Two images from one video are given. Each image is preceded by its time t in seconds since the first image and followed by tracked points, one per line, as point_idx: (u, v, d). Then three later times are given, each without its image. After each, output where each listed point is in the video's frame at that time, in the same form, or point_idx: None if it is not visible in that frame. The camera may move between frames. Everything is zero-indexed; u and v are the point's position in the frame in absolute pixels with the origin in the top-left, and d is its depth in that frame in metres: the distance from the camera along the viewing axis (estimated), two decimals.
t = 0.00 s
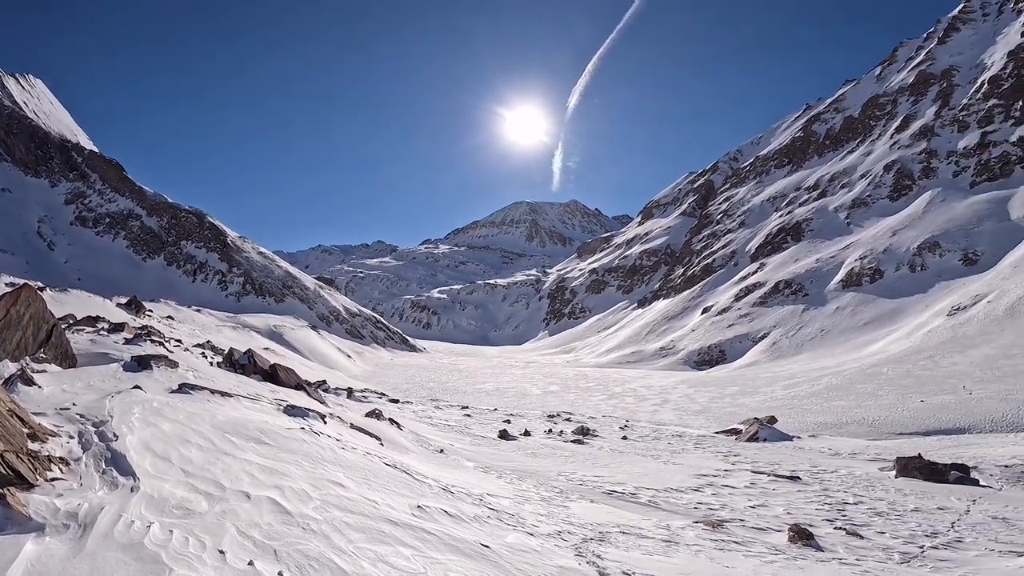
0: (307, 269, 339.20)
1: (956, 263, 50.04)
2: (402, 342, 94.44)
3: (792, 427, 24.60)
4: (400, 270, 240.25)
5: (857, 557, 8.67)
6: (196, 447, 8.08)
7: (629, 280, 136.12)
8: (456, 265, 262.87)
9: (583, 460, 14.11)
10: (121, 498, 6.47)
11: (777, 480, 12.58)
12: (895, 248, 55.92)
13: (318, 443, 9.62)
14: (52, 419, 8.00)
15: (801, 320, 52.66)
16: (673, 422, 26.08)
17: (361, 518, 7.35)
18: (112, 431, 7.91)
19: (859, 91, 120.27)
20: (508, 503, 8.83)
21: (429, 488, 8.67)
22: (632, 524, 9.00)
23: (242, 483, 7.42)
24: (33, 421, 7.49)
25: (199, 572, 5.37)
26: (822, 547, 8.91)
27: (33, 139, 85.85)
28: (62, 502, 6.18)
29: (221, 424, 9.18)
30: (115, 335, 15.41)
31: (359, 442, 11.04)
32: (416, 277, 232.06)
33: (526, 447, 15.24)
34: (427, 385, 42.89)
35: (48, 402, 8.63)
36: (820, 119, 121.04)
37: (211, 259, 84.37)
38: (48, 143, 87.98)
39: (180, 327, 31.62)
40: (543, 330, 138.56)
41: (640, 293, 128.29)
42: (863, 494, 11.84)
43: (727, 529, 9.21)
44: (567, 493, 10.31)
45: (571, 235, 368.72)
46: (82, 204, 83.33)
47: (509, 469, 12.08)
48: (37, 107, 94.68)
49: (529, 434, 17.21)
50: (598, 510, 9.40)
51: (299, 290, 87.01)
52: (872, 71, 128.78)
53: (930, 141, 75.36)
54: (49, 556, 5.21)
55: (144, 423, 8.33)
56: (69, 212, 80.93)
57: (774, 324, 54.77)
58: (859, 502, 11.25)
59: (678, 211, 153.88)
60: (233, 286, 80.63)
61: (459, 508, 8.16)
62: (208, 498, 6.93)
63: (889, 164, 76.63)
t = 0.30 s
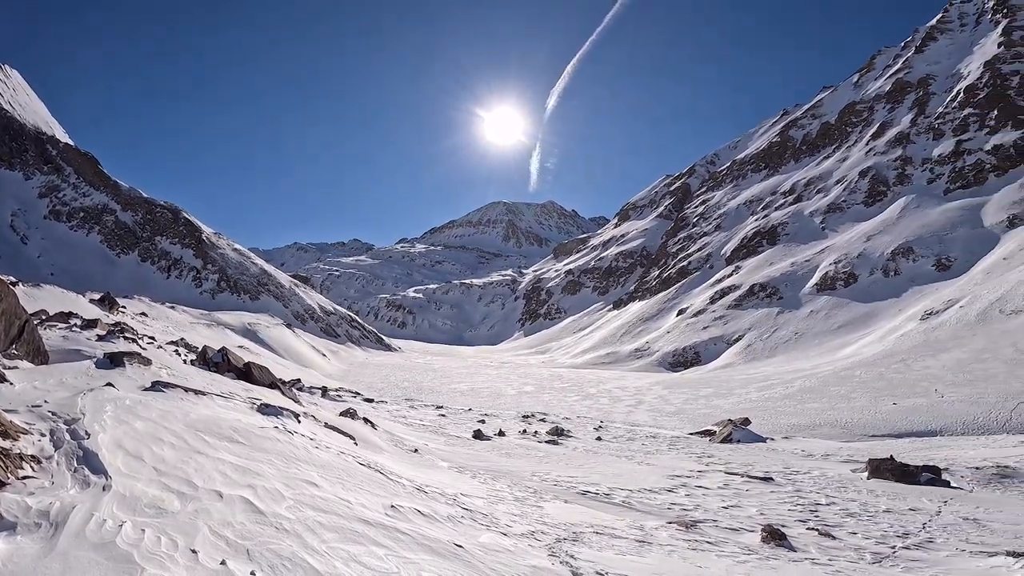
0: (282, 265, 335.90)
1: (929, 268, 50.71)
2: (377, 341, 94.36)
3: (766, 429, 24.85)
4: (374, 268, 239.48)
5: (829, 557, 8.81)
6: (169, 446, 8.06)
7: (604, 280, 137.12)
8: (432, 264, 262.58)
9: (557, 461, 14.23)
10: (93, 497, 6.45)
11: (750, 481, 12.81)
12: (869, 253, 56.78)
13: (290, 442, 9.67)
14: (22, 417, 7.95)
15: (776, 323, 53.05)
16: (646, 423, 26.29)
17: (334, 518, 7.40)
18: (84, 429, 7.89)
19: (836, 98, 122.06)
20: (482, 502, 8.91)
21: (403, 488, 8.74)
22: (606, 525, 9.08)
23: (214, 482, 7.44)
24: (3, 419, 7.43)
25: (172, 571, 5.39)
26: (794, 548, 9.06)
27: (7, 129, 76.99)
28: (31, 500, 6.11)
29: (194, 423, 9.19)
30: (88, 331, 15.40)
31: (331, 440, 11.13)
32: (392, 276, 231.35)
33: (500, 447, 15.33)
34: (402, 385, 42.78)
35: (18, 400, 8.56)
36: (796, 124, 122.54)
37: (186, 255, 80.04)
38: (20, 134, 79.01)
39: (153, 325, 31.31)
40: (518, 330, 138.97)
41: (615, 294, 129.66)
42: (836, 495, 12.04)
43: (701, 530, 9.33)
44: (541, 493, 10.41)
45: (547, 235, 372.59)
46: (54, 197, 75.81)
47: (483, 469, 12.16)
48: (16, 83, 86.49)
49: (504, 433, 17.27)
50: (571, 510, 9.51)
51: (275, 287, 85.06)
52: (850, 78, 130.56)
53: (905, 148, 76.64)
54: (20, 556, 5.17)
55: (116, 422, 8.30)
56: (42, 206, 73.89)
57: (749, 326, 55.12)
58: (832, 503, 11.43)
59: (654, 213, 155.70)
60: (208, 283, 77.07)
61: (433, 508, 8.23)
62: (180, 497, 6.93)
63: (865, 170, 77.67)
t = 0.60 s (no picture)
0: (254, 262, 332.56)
1: (903, 273, 51.45)
2: (351, 340, 94.30)
3: (740, 431, 25.11)
4: (350, 267, 238.04)
5: (802, 557, 8.95)
6: (142, 446, 8.07)
7: (580, 282, 138.14)
8: (407, 263, 262.52)
9: (531, 461, 14.33)
10: (65, 496, 6.42)
11: (723, 483, 12.98)
12: (844, 258, 57.56)
13: (264, 442, 9.72)
14: None
15: (750, 326, 53.43)
16: (620, 424, 26.52)
17: (308, 518, 7.45)
18: (56, 427, 7.85)
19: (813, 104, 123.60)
20: (456, 503, 8.99)
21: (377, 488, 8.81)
22: (581, 525, 9.18)
23: (187, 482, 7.46)
24: None
25: (144, 571, 5.38)
26: (768, 548, 9.19)
27: None
28: (2, 500, 6.08)
29: (167, 423, 9.20)
30: (61, 328, 15.21)
31: (304, 440, 11.20)
32: (367, 275, 231.13)
33: (475, 447, 15.39)
34: (376, 384, 42.71)
35: None
36: (774, 130, 123.80)
37: (160, 251, 79.04)
38: None
39: (126, 322, 31.20)
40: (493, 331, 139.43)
41: (591, 295, 130.83)
42: (808, 496, 12.24)
43: (674, 530, 9.45)
44: (516, 494, 10.50)
45: (523, 236, 376.30)
46: (26, 191, 72.47)
47: (457, 470, 12.24)
48: None
49: (479, 434, 17.32)
50: (545, 510, 9.61)
51: (249, 285, 84.60)
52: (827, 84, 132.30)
53: (880, 154, 77.84)
54: None
55: (89, 421, 8.29)
56: (14, 200, 70.58)
57: (723, 328, 55.55)
58: (804, 504, 11.62)
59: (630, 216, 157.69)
60: (182, 280, 76.64)
61: (407, 508, 8.32)
62: (153, 496, 6.94)
63: (840, 175, 78.70)
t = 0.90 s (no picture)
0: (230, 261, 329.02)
1: (876, 277, 52.16)
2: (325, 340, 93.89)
3: (714, 432, 25.35)
4: (325, 266, 236.03)
5: (775, 557, 9.07)
6: (115, 446, 8.07)
7: (555, 283, 138.96)
8: (384, 263, 261.88)
9: (505, 462, 14.40)
10: (35, 496, 6.38)
11: (697, 484, 13.14)
12: (818, 262, 58.28)
13: (237, 442, 9.76)
14: None
15: (725, 328, 53.85)
16: (594, 425, 26.76)
17: (281, 519, 7.50)
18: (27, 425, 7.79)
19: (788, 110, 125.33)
20: (431, 503, 9.07)
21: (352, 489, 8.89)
22: (555, 526, 9.29)
23: (159, 482, 7.48)
24: None
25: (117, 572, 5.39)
26: (741, 548, 9.32)
27: None
28: None
29: (140, 422, 9.21)
30: (31, 324, 14.97)
31: (277, 439, 11.25)
32: (343, 274, 230.42)
33: (449, 448, 15.44)
34: (351, 384, 42.62)
35: None
36: (750, 134, 124.67)
37: (134, 248, 76.86)
38: None
39: (99, 318, 30.92)
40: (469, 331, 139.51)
41: (567, 297, 131.50)
42: (782, 497, 12.43)
43: (647, 531, 9.57)
44: (491, 495, 10.60)
45: (499, 236, 378.76)
46: None
47: (432, 470, 12.30)
48: None
49: (453, 435, 17.36)
50: (519, 511, 9.73)
51: (224, 283, 82.81)
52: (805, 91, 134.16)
53: (855, 161, 79.07)
54: None
55: (60, 419, 8.25)
56: None
57: (698, 330, 55.96)
58: (777, 505, 11.80)
59: (606, 218, 158.69)
60: (156, 278, 74.64)
61: (381, 509, 8.42)
62: (125, 496, 6.95)
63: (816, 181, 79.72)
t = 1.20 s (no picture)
0: (204, 259, 323.68)
1: (850, 282, 52.76)
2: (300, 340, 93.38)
3: (688, 434, 25.58)
4: (299, 266, 232.85)
5: (747, 558, 9.21)
6: (86, 445, 8.09)
7: (531, 285, 139.62)
8: (360, 263, 260.97)
9: (479, 463, 14.50)
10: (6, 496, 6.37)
11: (672, 485, 13.29)
12: (792, 266, 58.90)
13: (210, 442, 9.82)
14: None
15: (699, 331, 54.18)
16: (568, 427, 26.96)
17: (254, 520, 7.56)
18: None
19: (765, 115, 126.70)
20: (405, 505, 9.15)
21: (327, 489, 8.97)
22: (528, 527, 9.41)
23: (131, 482, 7.51)
24: None
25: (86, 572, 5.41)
26: (714, 549, 9.44)
27: None
28: None
29: (113, 422, 9.23)
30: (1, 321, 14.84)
31: (249, 439, 11.34)
32: (319, 274, 229.43)
33: (424, 449, 15.52)
34: (325, 384, 42.52)
35: None
36: (727, 139, 125.62)
37: (108, 245, 76.09)
38: None
39: (72, 316, 30.74)
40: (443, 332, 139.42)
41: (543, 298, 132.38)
42: (755, 498, 12.62)
43: (620, 532, 9.70)
44: (465, 496, 10.72)
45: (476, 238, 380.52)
46: None
47: (407, 471, 12.38)
48: None
49: (427, 435, 17.41)
50: (492, 512, 9.87)
51: (198, 282, 80.67)
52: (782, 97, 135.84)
53: (830, 166, 80.13)
54: None
55: (31, 418, 8.25)
56: None
57: (672, 333, 56.31)
58: (750, 506, 11.98)
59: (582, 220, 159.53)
60: (129, 275, 72.84)
61: (354, 510, 8.53)
62: (97, 497, 6.96)
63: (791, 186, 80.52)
